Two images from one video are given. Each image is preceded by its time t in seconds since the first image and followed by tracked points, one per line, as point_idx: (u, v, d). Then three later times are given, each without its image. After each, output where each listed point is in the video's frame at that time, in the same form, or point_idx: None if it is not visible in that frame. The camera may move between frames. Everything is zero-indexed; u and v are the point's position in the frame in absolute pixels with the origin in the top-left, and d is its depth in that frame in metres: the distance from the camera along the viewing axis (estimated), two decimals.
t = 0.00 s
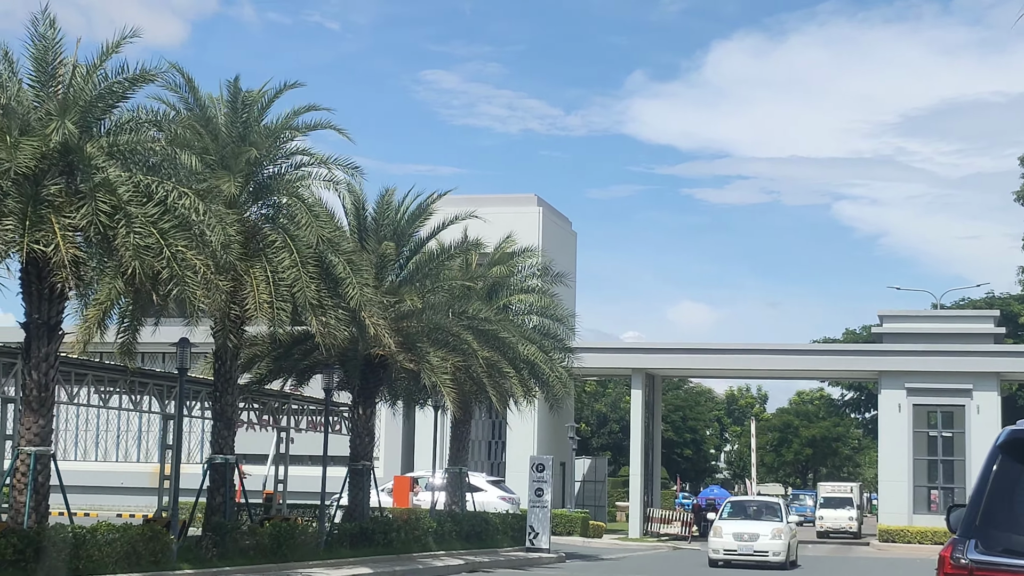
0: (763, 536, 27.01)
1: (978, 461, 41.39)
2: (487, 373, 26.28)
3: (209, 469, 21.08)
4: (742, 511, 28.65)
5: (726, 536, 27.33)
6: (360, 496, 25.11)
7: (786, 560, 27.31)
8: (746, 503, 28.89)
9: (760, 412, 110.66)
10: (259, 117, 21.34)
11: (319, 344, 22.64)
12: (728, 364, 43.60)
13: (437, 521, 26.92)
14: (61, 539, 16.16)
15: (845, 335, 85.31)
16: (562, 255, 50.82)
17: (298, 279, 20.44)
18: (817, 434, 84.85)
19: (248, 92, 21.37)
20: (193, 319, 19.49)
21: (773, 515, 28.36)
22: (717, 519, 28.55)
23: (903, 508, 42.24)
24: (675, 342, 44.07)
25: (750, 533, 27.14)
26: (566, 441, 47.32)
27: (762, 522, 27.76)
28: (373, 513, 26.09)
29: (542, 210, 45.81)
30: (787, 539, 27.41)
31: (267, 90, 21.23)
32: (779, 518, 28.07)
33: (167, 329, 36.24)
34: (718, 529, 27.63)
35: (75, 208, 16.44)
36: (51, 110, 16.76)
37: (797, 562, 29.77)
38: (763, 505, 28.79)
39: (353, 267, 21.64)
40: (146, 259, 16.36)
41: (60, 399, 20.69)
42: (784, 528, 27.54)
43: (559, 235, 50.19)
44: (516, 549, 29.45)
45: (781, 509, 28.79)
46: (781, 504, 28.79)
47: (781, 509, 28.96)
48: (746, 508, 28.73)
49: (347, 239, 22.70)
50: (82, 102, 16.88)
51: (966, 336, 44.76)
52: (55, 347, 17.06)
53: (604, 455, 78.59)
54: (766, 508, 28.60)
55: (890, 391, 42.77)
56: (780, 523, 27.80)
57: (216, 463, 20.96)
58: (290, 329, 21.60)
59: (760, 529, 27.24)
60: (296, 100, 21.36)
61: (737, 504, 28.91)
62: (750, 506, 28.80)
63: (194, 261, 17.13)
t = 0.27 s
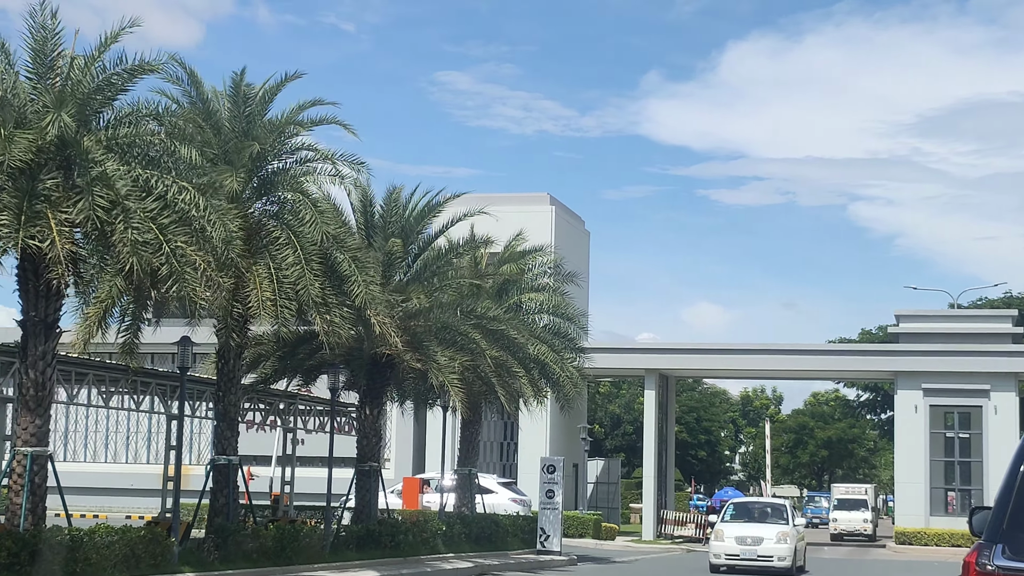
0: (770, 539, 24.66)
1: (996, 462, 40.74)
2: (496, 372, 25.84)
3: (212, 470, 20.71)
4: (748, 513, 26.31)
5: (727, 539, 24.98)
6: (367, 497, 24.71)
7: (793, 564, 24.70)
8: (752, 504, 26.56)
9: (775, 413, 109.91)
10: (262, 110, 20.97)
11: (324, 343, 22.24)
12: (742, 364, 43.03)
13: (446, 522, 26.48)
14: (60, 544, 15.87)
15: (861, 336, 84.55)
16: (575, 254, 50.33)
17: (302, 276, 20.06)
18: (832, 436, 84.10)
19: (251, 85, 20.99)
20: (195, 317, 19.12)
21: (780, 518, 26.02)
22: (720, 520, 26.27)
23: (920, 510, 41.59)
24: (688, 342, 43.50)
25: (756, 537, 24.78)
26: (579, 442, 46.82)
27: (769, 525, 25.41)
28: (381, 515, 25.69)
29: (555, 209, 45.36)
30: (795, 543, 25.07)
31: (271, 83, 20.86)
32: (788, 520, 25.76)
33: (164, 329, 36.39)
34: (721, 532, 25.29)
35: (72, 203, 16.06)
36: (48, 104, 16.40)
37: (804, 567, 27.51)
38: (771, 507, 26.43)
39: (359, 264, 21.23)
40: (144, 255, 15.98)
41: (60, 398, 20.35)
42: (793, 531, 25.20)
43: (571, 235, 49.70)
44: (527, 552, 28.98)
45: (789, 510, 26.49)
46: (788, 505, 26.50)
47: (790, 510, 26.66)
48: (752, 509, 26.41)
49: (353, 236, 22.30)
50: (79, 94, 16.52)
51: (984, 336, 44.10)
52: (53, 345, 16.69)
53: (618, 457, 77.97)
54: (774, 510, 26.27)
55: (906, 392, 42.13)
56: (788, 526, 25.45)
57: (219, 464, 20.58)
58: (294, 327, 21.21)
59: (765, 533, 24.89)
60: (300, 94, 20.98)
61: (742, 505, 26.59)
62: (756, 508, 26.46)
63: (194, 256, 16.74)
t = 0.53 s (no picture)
0: (773, 542, 22.86)
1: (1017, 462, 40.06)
2: (508, 371, 25.38)
3: (218, 470, 20.34)
4: (751, 514, 24.53)
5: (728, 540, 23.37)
6: (377, 497, 24.32)
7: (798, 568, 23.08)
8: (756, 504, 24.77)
9: (792, 413, 109.05)
10: (269, 104, 20.57)
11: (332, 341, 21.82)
12: (759, 364, 42.43)
13: (458, 523, 26.04)
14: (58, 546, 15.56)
15: (880, 335, 83.69)
16: (590, 253, 49.78)
17: (308, 272, 19.66)
18: (851, 436, 83.29)
19: (258, 77, 20.59)
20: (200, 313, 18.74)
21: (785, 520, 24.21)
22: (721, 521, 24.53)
23: (940, 511, 40.90)
24: (704, 341, 42.92)
25: (758, 539, 23.00)
26: (594, 442, 46.31)
27: (773, 527, 23.64)
28: (391, 516, 25.30)
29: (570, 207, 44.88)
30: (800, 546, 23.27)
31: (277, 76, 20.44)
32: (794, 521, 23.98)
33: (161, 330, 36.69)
34: (721, 534, 23.52)
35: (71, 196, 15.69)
36: (48, 95, 16.02)
37: (812, 571, 25.68)
38: (775, 506, 24.59)
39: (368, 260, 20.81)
40: (145, 250, 15.59)
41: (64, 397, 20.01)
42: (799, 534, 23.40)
43: (587, 233, 49.13)
44: (540, 553, 28.52)
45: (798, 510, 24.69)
46: (796, 506, 24.70)
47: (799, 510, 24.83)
48: (756, 509, 24.62)
49: (362, 231, 21.88)
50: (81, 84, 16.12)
51: (1005, 335, 43.37)
52: (53, 342, 16.32)
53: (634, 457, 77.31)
54: (779, 511, 24.46)
55: (925, 392, 41.45)
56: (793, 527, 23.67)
57: (225, 464, 20.21)
58: (302, 324, 20.83)
59: (768, 535, 23.11)
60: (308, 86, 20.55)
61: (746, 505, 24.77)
62: (761, 507, 24.67)
63: (197, 251, 16.34)
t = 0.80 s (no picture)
0: (776, 546, 20.18)
1: None
2: (520, 370, 24.92)
3: (224, 470, 19.97)
4: (753, 516, 21.85)
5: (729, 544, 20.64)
6: (387, 499, 23.93)
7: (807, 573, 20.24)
8: (760, 504, 22.08)
9: (811, 414, 108.19)
10: (275, 98, 20.18)
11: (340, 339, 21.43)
12: (776, 364, 41.83)
13: (470, 525, 25.59)
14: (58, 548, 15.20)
15: (899, 335, 82.87)
16: (606, 252, 49.27)
17: (315, 269, 19.27)
18: (870, 438, 82.48)
19: (265, 70, 20.22)
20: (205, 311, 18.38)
21: (790, 523, 21.48)
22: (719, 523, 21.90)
23: (961, 514, 40.14)
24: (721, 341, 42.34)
25: (759, 543, 20.33)
26: (610, 443, 45.81)
27: (777, 529, 20.93)
28: (403, 518, 24.92)
29: (586, 206, 44.40)
30: (806, 551, 20.57)
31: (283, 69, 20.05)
32: (801, 524, 21.27)
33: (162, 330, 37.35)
34: (720, 537, 20.86)
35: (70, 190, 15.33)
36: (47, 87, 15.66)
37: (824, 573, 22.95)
38: (779, 506, 21.92)
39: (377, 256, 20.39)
40: (145, 245, 15.24)
41: (68, 396, 19.71)
42: (805, 538, 20.67)
43: (603, 232, 48.61)
44: (554, 555, 28.05)
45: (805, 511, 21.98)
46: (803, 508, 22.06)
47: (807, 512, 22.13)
48: (759, 509, 21.95)
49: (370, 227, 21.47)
50: (81, 76, 15.78)
51: None
52: (53, 339, 15.97)
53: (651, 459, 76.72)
54: (783, 513, 21.78)
55: (946, 392, 40.71)
56: (799, 531, 20.97)
57: (231, 465, 19.85)
58: (310, 323, 20.46)
59: (771, 538, 20.41)
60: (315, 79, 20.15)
61: (750, 506, 22.07)
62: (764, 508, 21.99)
63: (199, 247, 15.97)
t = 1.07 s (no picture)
0: (778, 552, 18.69)
1: None
2: (536, 369, 24.42)
3: (233, 470, 19.57)
4: (756, 517, 20.33)
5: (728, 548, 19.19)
6: (400, 501, 23.45)
7: None
8: (764, 504, 20.53)
9: (833, 415, 107.24)
10: (285, 91, 19.76)
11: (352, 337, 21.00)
12: (797, 364, 41.17)
13: (486, 527, 25.12)
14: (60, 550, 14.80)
15: (922, 335, 81.94)
16: (626, 251, 48.72)
17: (326, 265, 18.85)
18: (892, 438, 81.55)
19: (276, 62, 19.80)
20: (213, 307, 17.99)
21: (794, 524, 19.93)
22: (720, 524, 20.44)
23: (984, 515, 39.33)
24: (741, 341, 41.74)
25: (760, 548, 18.81)
26: (628, 444, 45.28)
27: (780, 532, 19.43)
28: (417, 519, 24.48)
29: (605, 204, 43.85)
30: (812, 556, 19.03)
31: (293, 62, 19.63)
32: (807, 526, 19.73)
33: (171, 329, 38.11)
34: (719, 541, 19.38)
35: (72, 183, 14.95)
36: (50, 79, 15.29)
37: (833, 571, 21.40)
38: (784, 506, 20.38)
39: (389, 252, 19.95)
40: (148, 239, 14.85)
41: (75, 395, 19.38)
42: (811, 542, 19.10)
43: (622, 231, 48.07)
44: (571, 558, 27.55)
45: (813, 511, 20.39)
46: (810, 507, 20.47)
47: (816, 510, 20.55)
48: (763, 509, 20.42)
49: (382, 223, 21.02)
50: (84, 67, 15.41)
51: None
52: (56, 337, 15.60)
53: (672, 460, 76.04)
54: (788, 513, 20.21)
55: (970, 392, 40.06)
56: (805, 534, 19.41)
57: (240, 465, 19.44)
58: (320, 320, 20.04)
59: (773, 542, 18.91)
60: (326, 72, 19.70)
61: (753, 505, 20.54)
62: (769, 509, 20.45)
63: (204, 241, 15.55)
